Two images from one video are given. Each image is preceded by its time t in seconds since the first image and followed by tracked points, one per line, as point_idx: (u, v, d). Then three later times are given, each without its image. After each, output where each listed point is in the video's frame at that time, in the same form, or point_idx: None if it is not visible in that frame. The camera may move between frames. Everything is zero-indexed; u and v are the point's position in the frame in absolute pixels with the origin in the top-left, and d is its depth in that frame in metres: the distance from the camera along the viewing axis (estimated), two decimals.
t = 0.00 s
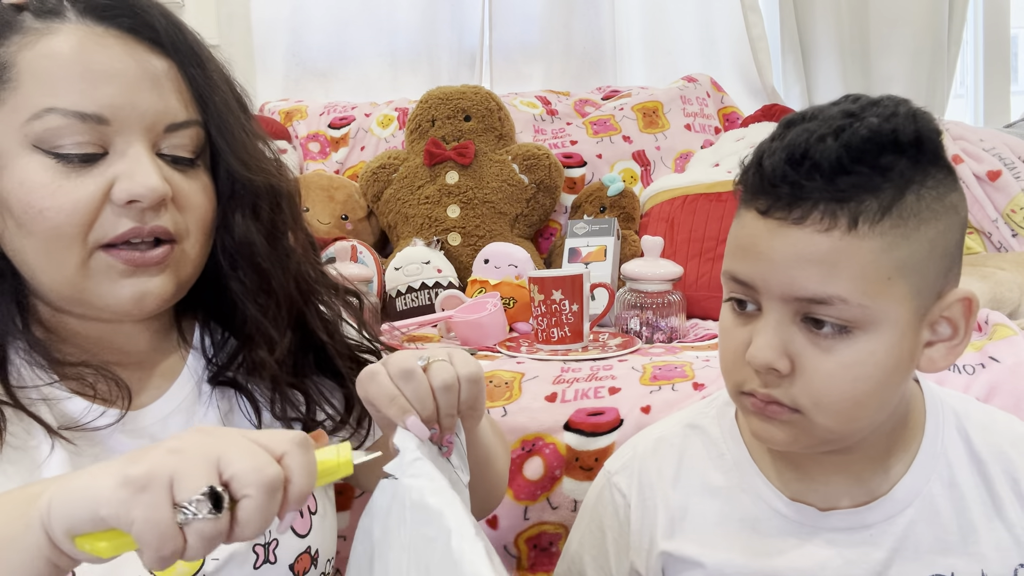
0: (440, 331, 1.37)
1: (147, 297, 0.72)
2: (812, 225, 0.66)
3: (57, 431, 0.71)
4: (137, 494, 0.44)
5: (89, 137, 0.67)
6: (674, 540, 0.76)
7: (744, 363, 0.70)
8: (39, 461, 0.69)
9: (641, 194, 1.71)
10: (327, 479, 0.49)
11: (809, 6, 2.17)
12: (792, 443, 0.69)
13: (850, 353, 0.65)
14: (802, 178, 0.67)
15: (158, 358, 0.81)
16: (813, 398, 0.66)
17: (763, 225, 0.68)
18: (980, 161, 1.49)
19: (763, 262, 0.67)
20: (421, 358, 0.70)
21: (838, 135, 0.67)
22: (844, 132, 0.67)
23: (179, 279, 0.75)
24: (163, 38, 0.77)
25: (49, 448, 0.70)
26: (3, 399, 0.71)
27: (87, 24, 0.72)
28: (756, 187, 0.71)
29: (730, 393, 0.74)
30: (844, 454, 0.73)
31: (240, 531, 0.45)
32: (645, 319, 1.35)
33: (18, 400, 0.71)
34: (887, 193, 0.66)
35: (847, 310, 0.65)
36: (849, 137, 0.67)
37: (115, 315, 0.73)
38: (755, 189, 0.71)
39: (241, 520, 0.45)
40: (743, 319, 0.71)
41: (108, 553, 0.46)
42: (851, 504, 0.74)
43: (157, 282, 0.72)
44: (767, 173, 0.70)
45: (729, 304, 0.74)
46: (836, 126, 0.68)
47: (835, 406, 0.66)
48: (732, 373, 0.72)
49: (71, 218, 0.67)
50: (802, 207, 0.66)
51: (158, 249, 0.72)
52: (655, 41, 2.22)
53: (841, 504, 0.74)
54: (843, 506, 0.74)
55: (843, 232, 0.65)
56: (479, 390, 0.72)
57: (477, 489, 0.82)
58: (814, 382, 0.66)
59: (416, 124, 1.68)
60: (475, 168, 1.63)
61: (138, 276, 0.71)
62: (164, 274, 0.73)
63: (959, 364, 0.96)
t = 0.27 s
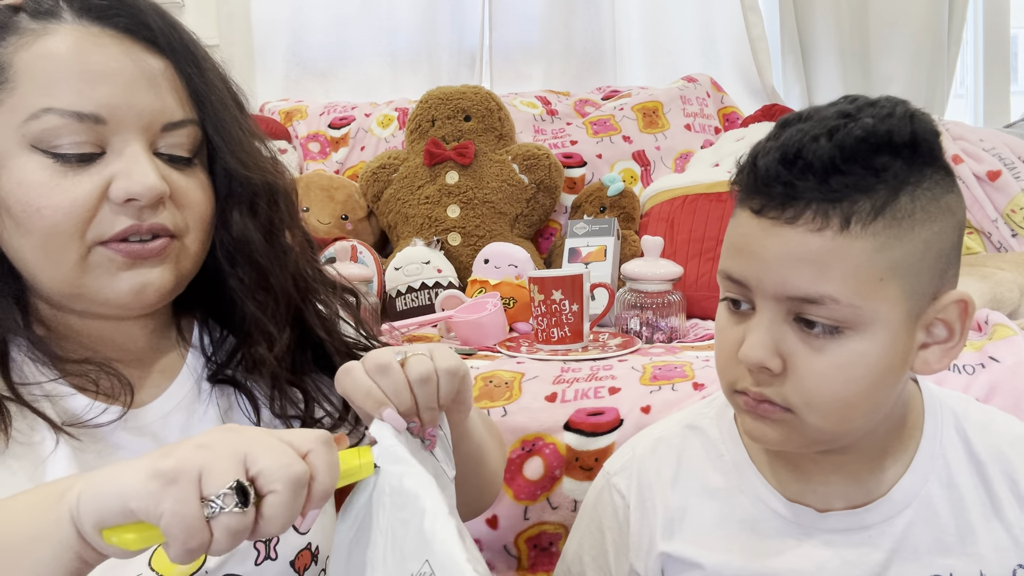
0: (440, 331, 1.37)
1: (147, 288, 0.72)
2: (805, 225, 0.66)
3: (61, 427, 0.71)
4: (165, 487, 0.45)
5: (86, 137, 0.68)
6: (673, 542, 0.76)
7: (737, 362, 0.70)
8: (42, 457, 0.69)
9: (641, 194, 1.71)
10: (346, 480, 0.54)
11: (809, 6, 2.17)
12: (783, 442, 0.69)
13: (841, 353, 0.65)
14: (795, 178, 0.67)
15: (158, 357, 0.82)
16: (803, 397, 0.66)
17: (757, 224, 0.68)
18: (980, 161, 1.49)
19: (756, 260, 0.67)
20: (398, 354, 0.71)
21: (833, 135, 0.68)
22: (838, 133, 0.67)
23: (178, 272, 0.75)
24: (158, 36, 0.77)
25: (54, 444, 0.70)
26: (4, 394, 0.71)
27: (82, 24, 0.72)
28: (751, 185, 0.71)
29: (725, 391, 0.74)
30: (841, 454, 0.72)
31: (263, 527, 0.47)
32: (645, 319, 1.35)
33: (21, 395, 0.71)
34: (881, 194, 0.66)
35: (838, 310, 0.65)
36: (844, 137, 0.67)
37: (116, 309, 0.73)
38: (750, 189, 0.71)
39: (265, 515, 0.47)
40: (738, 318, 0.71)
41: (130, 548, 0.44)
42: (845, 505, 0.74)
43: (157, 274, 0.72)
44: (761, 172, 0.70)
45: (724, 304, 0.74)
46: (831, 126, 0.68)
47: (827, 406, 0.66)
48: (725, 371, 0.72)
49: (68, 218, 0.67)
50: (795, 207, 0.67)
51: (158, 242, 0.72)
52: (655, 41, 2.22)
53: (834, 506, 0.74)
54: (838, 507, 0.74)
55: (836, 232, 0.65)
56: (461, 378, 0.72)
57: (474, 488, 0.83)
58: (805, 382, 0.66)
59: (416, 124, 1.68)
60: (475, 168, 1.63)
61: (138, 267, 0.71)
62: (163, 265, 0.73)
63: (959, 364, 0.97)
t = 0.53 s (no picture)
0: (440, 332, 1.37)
1: (151, 289, 0.72)
2: (804, 225, 0.66)
3: (61, 425, 0.71)
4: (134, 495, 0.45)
5: (88, 136, 0.67)
6: (673, 542, 0.76)
7: (736, 362, 0.70)
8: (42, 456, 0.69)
9: (641, 194, 1.71)
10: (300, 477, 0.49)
11: (809, 6, 2.17)
12: (782, 442, 0.69)
13: (840, 354, 0.65)
14: (794, 178, 0.67)
15: (160, 357, 0.82)
16: (803, 398, 0.66)
17: (757, 224, 0.68)
18: (980, 161, 1.49)
19: (755, 261, 0.67)
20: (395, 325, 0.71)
21: (831, 135, 0.68)
22: (837, 134, 0.67)
23: (180, 273, 0.74)
24: (161, 37, 0.77)
25: (54, 442, 0.70)
26: (6, 394, 0.72)
27: (86, 24, 0.72)
28: (750, 185, 0.71)
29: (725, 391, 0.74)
30: (842, 455, 0.72)
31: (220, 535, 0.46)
32: (645, 319, 1.35)
33: (22, 394, 0.72)
34: (881, 195, 0.66)
35: (837, 310, 0.65)
36: (843, 138, 0.67)
37: (119, 309, 0.73)
38: (749, 189, 0.71)
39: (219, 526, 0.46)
40: (738, 318, 0.71)
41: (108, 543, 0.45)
42: (844, 507, 0.74)
43: (159, 274, 0.72)
44: (760, 172, 0.70)
45: (724, 304, 0.74)
46: (830, 127, 0.68)
47: (826, 407, 0.66)
48: (725, 371, 0.72)
49: (70, 217, 0.67)
50: (794, 207, 0.67)
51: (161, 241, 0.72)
52: (655, 41, 2.22)
53: (833, 507, 0.74)
54: (837, 508, 0.74)
55: (834, 232, 0.65)
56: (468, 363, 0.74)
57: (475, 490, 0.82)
58: (804, 382, 0.66)
59: (416, 124, 1.68)
60: (475, 168, 1.63)
61: (142, 265, 0.71)
62: (165, 265, 0.72)
63: (959, 364, 0.97)
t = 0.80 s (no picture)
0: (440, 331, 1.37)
1: (152, 296, 0.72)
2: (805, 223, 0.66)
3: (56, 427, 0.72)
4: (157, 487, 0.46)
5: (99, 137, 0.68)
6: (673, 542, 0.76)
7: (736, 360, 0.70)
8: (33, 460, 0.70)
9: (641, 194, 1.71)
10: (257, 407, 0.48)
11: (809, 6, 2.17)
12: (782, 441, 0.69)
13: (840, 352, 0.65)
14: (796, 177, 0.67)
15: (157, 358, 0.81)
16: (803, 397, 0.66)
17: (758, 223, 0.68)
18: (980, 161, 1.49)
19: (755, 259, 0.67)
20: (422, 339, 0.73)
21: (833, 134, 0.68)
22: (839, 132, 0.67)
23: (181, 281, 0.74)
24: (173, 41, 0.77)
25: (47, 446, 0.71)
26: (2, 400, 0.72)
27: (99, 26, 0.72)
28: (750, 184, 0.71)
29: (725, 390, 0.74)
30: (841, 456, 0.72)
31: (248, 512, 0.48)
32: (645, 319, 1.35)
33: (16, 399, 0.72)
34: (881, 193, 0.66)
35: (837, 309, 0.65)
36: (844, 137, 0.67)
37: (121, 312, 0.73)
38: (750, 188, 0.71)
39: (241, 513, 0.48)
40: (738, 317, 0.71)
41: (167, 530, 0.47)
42: (844, 507, 0.74)
43: (163, 282, 0.72)
44: (761, 171, 0.70)
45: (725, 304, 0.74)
46: (831, 125, 0.68)
47: (826, 406, 0.66)
48: (725, 370, 0.72)
49: (80, 218, 0.67)
50: (795, 206, 0.67)
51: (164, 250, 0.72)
52: (655, 41, 2.22)
53: (832, 508, 0.74)
54: (836, 509, 0.74)
55: (835, 231, 0.65)
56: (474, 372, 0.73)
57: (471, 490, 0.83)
58: (804, 381, 0.66)
59: (416, 124, 1.68)
60: (475, 168, 1.63)
61: (144, 273, 0.71)
62: (169, 273, 0.73)
63: (959, 364, 0.97)
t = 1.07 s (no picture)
0: (440, 331, 1.37)
1: (150, 297, 0.72)
2: (807, 217, 0.66)
3: (69, 418, 0.72)
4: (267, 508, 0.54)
5: (94, 140, 0.67)
6: (674, 541, 0.76)
7: (738, 356, 0.70)
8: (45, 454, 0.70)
9: (641, 194, 1.71)
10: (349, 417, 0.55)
11: (809, 6, 2.17)
12: (783, 437, 0.69)
13: (841, 347, 0.65)
14: (797, 172, 0.67)
15: (158, 353, 0.82)
16: (804, 392, 0.66)
17: (760, 217, 0.68)
18: (980, 161, 1.49)
19: (757, 253, 0.68)
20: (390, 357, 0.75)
21: (834, 131, 0.68)
22: (840, 128, 0.68)
23: (179, 282, 0.75)
24: (167, 43, 0.77)
25: (59, 437, 0.71)
26: (12, 390, 0.72)
27: (93, 29, 0.72)
28: (752, 182, 0.71)
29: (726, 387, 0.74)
30: (842, 454, 0.72)
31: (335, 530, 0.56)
32: (645, 319, 1.35)
33: (28, 391, 0.72)
34: (883, 189, 0.66)
35: (839, 303, 0.65)
36: (845, 134, 0.67)
37: (115, 314, 0.73)
38: (752, 184, 0.71)
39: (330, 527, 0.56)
40: (740, 313, 0.71)
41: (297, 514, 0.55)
42: (844, 506, 0.74)
43: (160, 283, 0.72)
44: (762, 168, 0.70)
45: (728, 298, 0.74)
46: (833, 123, 0.68)
47: (827, 402, 0.66)
48: (726, 365, 0.72)
49: (76, 223, 0.67)
50: (796, 201, 0.67)
51: (160, 251, 0.72)
52: (655, 41, 2.22)
53: (832, 507, 0.74)
54: (837, 508, 0.74)
55: (837, 225, 0.65)
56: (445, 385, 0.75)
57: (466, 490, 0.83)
58: (805, 376, 0.66)
59: (416, 124, 1.68)
60: (475, 168, 1.63)
61: (142, 276, 0.71)
62: (165, 276, 0.73)
63: (959, 364, 0.97)
